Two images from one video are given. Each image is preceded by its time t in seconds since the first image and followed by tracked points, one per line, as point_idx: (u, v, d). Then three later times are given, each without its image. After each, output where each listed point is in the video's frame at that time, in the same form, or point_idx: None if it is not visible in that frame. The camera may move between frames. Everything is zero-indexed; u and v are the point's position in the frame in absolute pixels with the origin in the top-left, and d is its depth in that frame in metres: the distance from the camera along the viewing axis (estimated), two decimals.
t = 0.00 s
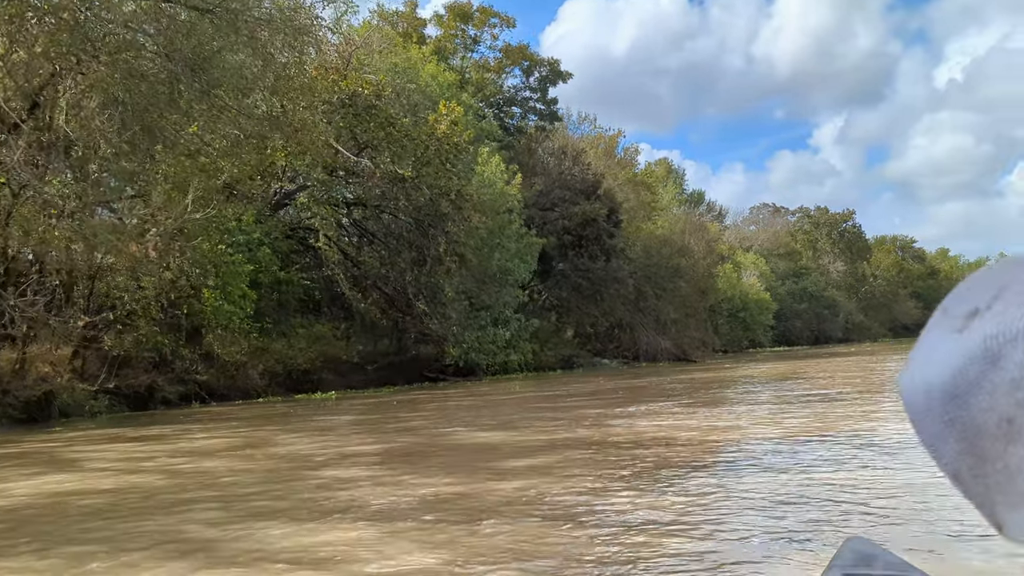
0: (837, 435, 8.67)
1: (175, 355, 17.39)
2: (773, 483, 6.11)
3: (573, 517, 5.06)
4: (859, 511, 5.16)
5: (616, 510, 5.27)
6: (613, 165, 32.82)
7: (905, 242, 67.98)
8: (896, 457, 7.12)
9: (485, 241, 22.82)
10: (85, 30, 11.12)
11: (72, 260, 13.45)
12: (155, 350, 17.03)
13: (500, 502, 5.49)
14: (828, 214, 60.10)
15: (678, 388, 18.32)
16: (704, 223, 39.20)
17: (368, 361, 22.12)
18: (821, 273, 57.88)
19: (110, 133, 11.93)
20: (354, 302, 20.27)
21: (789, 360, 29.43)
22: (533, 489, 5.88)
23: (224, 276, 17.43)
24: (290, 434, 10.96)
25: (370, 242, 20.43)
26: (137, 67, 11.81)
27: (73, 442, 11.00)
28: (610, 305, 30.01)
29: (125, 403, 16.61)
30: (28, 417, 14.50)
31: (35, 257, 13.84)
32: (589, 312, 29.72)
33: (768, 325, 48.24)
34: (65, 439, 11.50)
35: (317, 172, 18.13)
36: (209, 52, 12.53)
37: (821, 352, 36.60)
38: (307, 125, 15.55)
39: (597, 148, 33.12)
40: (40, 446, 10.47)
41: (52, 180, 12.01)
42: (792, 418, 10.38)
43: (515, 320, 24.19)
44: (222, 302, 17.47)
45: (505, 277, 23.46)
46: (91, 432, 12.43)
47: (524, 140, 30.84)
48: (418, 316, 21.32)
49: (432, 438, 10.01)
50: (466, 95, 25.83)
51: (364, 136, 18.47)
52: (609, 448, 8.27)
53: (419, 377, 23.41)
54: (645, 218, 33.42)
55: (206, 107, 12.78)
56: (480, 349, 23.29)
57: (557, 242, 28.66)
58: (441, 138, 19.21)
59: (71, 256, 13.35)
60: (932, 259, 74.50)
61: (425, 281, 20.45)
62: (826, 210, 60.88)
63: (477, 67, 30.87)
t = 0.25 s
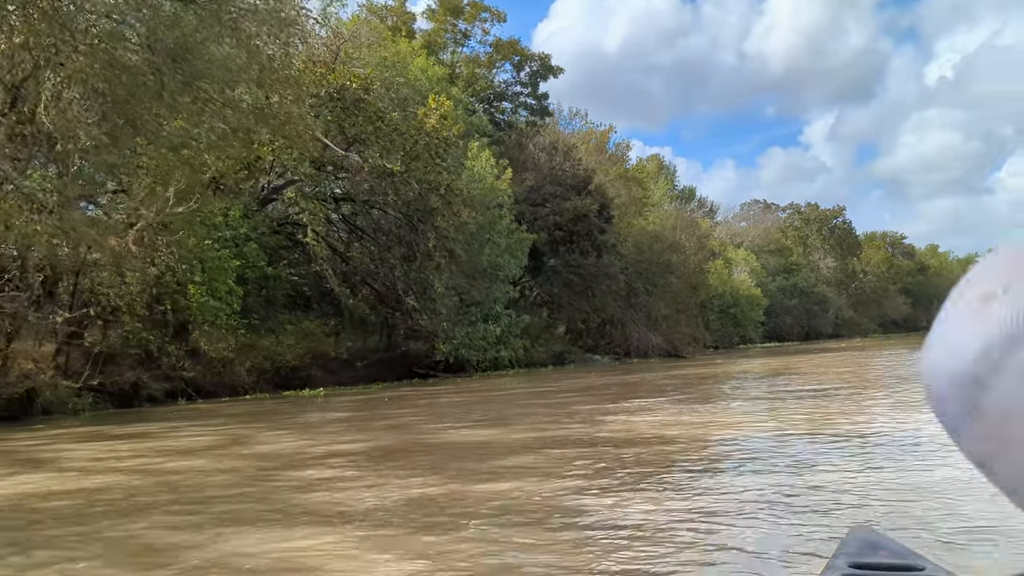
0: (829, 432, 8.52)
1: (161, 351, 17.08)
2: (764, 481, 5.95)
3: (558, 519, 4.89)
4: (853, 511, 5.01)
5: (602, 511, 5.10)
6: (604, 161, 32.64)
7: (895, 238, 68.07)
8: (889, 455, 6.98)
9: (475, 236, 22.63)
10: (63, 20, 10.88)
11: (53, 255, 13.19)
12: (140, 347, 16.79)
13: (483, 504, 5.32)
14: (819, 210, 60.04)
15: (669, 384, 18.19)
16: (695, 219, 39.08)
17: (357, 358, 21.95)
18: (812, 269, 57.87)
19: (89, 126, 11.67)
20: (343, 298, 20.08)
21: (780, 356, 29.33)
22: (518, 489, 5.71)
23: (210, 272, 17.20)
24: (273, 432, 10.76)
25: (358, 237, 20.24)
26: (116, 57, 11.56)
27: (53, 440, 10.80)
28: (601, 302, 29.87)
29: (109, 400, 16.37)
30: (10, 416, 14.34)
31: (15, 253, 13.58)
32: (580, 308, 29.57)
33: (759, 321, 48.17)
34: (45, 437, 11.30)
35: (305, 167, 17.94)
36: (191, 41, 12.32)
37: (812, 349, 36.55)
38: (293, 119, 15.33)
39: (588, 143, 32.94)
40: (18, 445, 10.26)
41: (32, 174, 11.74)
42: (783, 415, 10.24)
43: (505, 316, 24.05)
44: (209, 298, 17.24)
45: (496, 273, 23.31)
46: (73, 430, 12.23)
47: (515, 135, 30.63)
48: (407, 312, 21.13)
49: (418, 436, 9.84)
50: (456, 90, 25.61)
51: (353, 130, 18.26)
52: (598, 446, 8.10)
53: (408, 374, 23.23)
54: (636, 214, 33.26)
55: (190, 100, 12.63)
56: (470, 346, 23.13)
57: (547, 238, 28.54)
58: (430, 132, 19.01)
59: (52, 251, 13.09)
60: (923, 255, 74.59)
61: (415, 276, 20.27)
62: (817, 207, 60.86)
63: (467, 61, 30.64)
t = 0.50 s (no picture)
0: (822, 429, 8.42)
1: (149, 348, 16.89)
2: (758, 479, 5.83)
3: (546, 520, 4.78)
4: (848, 510, 4.90)
5: (590, 511, 4.99)
6: (597, 156, 32.50)
7: (887, 234, 68.15)
8: (884, 453, 6.88)
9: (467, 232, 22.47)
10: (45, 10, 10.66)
11: (38, 250, 12.98)
12: (128, 344, 16.59)
13: (469, 505, 5.21)
14: (811, 206, 60.01)
15: (662, 380, 18.08)
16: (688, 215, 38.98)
17: (349, 354, 21.70)
18: (804, 265, 57.87)
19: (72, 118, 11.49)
20: (333, 294, 19.92)
21: (773, 352, 29.25)
22: (505, 490, 5.58)
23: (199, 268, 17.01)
24: (261, 430, 10.62)
25: (349, 233, 20.10)
26: (100, 49, 11.34)
27: (34, 439, 10.61)
28: (594, 298, 29.74)
29: (96, 398, 16.17)
30: None
31: None
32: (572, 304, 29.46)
33: (752, 317, 48.13)
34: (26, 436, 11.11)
35: (294, 162, 17.79)
36: (177, 34, 12.08)
37: (805, 344, 36.53)
38: (283, 113, 15.15)
39: (581, 138, 32.79)
40: None
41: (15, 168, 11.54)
42: (776, 412, 10.11)
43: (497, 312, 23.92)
44: (199, 294, 17.07)
45: (488, 268, 23.20)
46: (57, 428, 12.04)
47: (507, 131, 30.46)
48: (399, 308, 20.98)
49: (405, 434, 9.68)
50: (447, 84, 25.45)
51: (343, 124, 18.14)
52: (588, 443, 7.99)
53: (400, 370, 23.07)
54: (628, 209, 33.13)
55: (176, 92, 12.48)
56: (462, 342, 22.99)
57: (539, 233, 28.50)
58: (421, 126, 18.86)
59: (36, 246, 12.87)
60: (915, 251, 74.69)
61: (406, 272, 20.12)
62: (810, 203, 60.83)
63: (459, 56, 30.46)
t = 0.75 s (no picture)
0: (817, 426, 8.28)
1: (138, 344, 16.65)
2: (752, 478, 5.70)
3: (532, 523, 4.64)
4: (842, 510, 4.76)
5: (581, 513, 4.85)
6: (591, 152, 32.34)
7: (881, 230, 68.15)
8: (880, 451, 6.74)
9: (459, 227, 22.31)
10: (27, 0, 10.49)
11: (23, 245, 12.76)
12: (117, 341, 16.40)
13: (455, 507, 5.07)
14: (805, 202, 59.94)
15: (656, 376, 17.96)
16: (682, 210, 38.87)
17: (340, 351, 21.52)
18: (798, 261, 57.81)
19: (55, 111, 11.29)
20: (325, 290, 19.75)
21: (767, 348, 29.16)
22: (491, 491, 5.43)
23: (188, 264, 16.82)
24: (249, 428, 10.47)
25: (340, 228, 19.91)
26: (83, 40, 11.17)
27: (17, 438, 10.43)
28: (588, 294, 29.60)
29: (84, 395, 15.95)
30: None
31: None
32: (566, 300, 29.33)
33: (746, 313, 48.05)
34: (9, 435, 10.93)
35: (284, 157, 17.62)
36: (162, 26, 12.07)
37: (799, 340, 36.47)
38: (272, 107, 14.95)
39: (574, 133, 32.61)
40: None
41: None
42: (770, 409, 9.98)
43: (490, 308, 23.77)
44: (188, 291, 16.89)
45: (480, 264, 23.06)
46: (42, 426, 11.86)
47: (500, 126, 30.29)
48: (390, 304, 20.80)
49: (394, 432, 9.53)
50: (440, 79, 25.28)
51: (333, 119, 17.99)
52: (580, 442, 7.85)
53: (392, 367, 22.89)
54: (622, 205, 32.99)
55: (162, 85, 12.34)
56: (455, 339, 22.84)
57: (533, 229, 28.35)
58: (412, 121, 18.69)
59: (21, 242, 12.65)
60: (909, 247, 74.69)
61: (398, 268, 19.95)
62: (804, 199, 60.76)
63: (452, 51, 30.27)
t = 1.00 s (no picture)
0: (813, 423, 8.10)
1: (126, 340, 16.44)
2: (747, 476, 5.57)
3: (519, 527, 4.45)
4: (841, 511, 4.58)
5: (570, 516, 4.66)
6: (584, 146, 32.14)
7: (874, 225, 68.13)
8: (878, 449, 6.57)
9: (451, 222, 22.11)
10: None
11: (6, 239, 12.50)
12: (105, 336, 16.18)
13: (443, 508, 4.92)
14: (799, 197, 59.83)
15: (649, 371, 17.80)
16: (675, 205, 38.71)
17: (332, 346, 21.32)
18: (791, 256, 57.72)
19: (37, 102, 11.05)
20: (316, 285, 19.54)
21: (760, 343, 29.04)
22: (477, 494, 5.24)
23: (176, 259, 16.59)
24: (235, 425, 10.26)
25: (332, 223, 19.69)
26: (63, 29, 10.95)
27: None
28: (581, 288, 29.43)
29: (71, 391, 15.70)
30: None
31: None
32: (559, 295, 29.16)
33: (740, 308, 47.94)
34: None
35: (274, 150, 17.41)
36: (149, 13, 11.75)
37: (792, 335, 36.36)
38: (262, 100, 14.72)
39: (568, 127, 32.40)
40: None
41: None
42: (765, 405, 9.81)
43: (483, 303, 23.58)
44: (176, 286, 16.65)
45: (473, 259, 22.89)
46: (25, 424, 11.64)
47: (493, 120, 30.06)
48: (382, 299, 20.60)
49: (381, 430, 9.33)
50: (431, 72, 25.05)
51: (324, 112, 17.78)
52: (571, 440, 7.66)
53: (384, 363, 22.70)
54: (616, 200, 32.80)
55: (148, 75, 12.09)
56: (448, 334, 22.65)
57: (526, 223, 28.29)
58: (403, 114, 18.48)
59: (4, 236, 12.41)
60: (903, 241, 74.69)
61: (389, 262, 19.74)
62: (797, 194, 60.66)
63: (445, 45, 30.03)
